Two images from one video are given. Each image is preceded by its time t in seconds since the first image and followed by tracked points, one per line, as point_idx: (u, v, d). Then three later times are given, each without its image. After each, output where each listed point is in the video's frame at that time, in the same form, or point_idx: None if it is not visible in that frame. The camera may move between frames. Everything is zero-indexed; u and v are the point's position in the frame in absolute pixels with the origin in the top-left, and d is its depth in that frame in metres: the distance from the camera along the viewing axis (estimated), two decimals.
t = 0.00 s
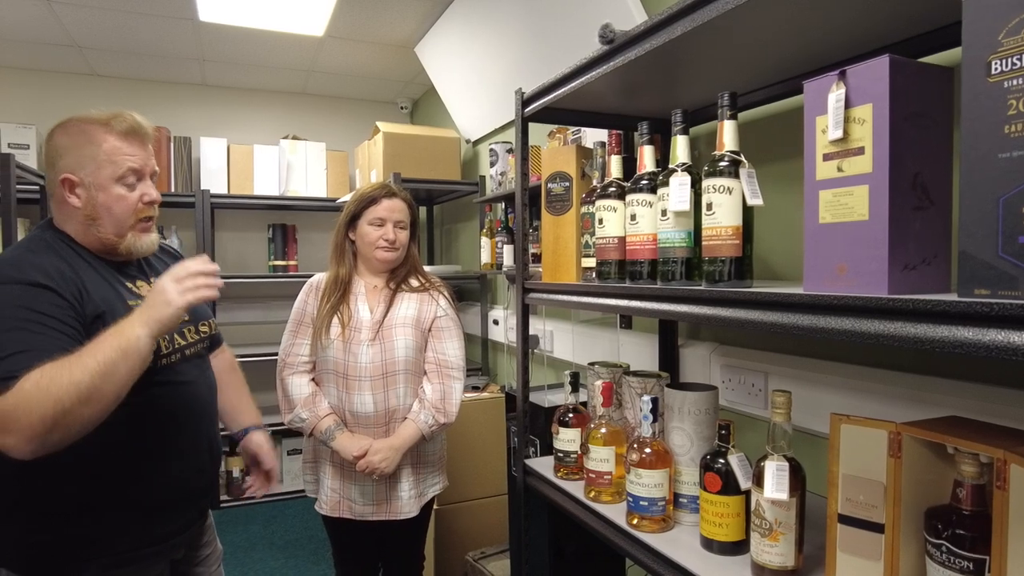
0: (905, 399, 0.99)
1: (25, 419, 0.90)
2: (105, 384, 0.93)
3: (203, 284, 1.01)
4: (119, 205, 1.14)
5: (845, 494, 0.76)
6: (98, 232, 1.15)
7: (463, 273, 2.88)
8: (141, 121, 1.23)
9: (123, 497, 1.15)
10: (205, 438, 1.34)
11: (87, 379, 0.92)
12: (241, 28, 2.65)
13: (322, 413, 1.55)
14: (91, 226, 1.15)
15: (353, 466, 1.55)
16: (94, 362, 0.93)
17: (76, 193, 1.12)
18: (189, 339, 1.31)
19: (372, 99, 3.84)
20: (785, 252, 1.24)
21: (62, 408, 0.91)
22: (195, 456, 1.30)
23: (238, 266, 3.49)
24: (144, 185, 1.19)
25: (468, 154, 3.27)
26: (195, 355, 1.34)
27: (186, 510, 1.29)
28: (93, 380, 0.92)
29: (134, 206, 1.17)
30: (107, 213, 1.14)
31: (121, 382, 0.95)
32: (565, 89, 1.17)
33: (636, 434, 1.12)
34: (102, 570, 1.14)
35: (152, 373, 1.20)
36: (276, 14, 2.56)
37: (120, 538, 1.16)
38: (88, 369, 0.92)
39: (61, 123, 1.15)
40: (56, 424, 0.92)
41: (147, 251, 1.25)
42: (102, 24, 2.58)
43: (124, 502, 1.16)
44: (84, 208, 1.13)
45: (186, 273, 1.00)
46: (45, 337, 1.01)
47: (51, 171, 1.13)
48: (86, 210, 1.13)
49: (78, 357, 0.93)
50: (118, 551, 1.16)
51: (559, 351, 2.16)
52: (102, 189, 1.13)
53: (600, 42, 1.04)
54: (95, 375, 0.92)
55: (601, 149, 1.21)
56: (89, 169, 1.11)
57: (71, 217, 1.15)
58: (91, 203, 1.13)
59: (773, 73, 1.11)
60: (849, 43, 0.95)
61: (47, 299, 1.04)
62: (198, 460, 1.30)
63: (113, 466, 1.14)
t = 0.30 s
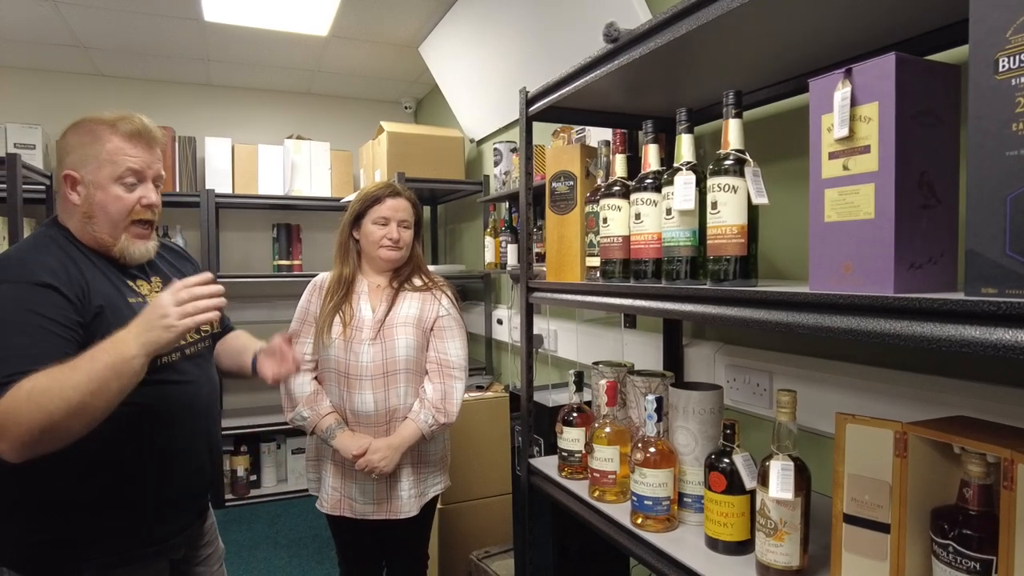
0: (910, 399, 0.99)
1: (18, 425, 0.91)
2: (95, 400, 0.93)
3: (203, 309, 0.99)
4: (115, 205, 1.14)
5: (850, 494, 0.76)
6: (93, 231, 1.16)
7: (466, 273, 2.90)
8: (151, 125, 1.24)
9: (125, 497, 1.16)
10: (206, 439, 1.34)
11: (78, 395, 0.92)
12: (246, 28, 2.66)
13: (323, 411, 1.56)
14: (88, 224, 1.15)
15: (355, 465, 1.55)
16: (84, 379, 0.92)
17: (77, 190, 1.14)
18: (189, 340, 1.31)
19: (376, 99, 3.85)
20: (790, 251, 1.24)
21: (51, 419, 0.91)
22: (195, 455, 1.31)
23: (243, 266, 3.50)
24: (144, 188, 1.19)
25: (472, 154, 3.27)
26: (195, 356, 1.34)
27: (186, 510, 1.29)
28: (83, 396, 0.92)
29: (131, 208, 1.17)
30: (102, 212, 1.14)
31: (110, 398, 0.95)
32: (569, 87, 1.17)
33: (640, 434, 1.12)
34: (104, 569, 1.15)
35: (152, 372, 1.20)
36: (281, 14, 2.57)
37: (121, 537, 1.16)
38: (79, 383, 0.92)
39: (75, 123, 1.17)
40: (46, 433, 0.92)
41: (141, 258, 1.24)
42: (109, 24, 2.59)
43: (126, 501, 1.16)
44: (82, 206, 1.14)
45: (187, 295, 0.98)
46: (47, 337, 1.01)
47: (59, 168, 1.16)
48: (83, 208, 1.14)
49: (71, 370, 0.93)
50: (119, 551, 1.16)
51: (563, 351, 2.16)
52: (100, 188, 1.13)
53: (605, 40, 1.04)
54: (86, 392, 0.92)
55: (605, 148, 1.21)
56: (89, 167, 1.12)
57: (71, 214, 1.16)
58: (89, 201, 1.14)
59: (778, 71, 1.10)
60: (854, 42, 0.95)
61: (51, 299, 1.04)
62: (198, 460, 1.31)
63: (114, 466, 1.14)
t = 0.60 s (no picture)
0: (913, 399, 0.98)
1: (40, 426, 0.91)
2: (108, 388, 0.91)
3: (186, 281, 0.90)
4: (121, 198, 1.15)
5: (853, 495, 0.76)
6: (101, 227, 1.16)
7: (469, 273, 2.91)
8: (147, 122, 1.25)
9: (127, 497, 1.16)
10: (206, 439, 1.34)
11: (90, 386, 0.90)
12: (249, 28, 2.66)
13: (327, 411, 1.56)
14: (94, 221, 1.15)
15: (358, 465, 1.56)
16: (91, 370, 0.90)
17: (80, 188, 1.14)
18: (186, 342, 1.31)
19: (379, 99, 3.85)
20: (793, 251, 1.24)
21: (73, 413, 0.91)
22: (198, 456, 1.31)
23: (247, 266, 3.51)
24: (147, 181, 1.19)
25: (475, 154, 3.27)
26: (194, 358, 1.34)
27: (187, 511, 1.30)
28: (94, 388, 0.90)
29: (136, 201, 1.17)
30: (109, 208, 1.14)
31: (123, 383, 0.93)
32: (573, 88, 1.17)
33: (642, 435, 1.12)
34: (104, 569, 1.15)
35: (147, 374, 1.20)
36: (285, 15, 2.57)
37: (121, 536, 1.17)
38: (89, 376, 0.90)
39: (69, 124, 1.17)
40: (69, 428, 0.92)
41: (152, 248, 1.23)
42: (113, 25, 2.61)
43: (127, 501, 1.17)
44: (86, 204, 1.14)
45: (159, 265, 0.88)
46: (54, 332, 1.02)
47: (57, 170, 1.15)
48: (89, 206, 1.14)
49: (75, 364, 0.90)
50: (118, 551, 1.17)
51: (566, 351, 2.16)
52: (105, 183, 1.13)
53: (608, 41, 1.04)
54: (97, 382, 0.90)
55: (608, 149, 1.21)
56: (91, 164, 1.13)
57: (76, 214, 1.16)
58: (94, 198, 1.14)
59: (781, 71, 1.10)
60: (858, 42, 0.95)
61: (54, 297, 1.05)
62: (201, 461, 1.32)
63: (115, 466, 1.15)
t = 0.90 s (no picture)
0: (916, 400, 0.98)
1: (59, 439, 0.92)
2: (136, 427, 0.93)
3: (234, 386, 0.91)
4: (125, 211, 1.16)
5: (855, 495, 0.76)
6: (102, 238, 1.17)
7: (471, 273, 2.92)
8: (150, 129, 1.25)
9: (128, 498, 1.17)
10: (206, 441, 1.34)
11: (123, 421, 0.92)
12: (251, 28, 2.67)
13: (331, 411, 1.56)
14: (96, 231, 1.16)
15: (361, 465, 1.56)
16: (128, 405, 0.92)
17: (82, 198, 1.14)
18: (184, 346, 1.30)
19: (382, 99, 3.86)
20: (795, 251, 1.24)
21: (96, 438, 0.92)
22: (199, 458, 1.31)
23: (249, 266, 3.52)
24: (150, 192, 1.20)
25: (477, 153, 3.28)
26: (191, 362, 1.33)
27: (186, 512, 1.30)
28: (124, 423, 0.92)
29: (139, 212, 1.18)
30: (112, 219, 1.15)
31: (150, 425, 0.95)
32: (575, 88, 1.17)
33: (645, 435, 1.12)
34: (104, 568, 1.16)
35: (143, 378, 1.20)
36: (287, 15, 2.58)
37: (122, 536, 1.17)
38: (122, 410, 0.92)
39: (71, 129, 1.16)
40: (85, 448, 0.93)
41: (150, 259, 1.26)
42: (116, 25, 2.61)
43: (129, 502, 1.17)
44: (90, 214, 1.14)
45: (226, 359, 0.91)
46: (59, 337, 1.03)
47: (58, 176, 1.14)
48: (91, 216, 1.15)
49: (118, 397, 0.92)
50: (118, 551, 1.17)
51: (568, 351, 2.16)
52: (109, 196, 1.14)
53: (610, 41, 1.04)
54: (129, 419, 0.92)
55: (610, 149, 1.21)
56: (95, 174, 1.13)
57: (77, 222, 1.16)
58: (97, 209, 1.14)
59: (783, 71, 1.10)
60: (860, 42, 0.95)
61: (53, 303, 1.04)
62: (201, 462, 1.32)
63: (116, 468, 1.15)
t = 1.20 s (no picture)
0: (918, 399, 0.98)
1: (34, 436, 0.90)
2: (109, 406, 0.91)
3: (209, 313, 0.95)
4: (133, 210, 1.16)
5: (856, 495, 0.76)
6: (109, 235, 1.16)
7: (473, 273, 2.92)
8: (152, 125, 1.25)
9: (132, 498, 1.17)
10: (209, 441, 1.34)
11: (95, 402, 0.90)
12: (253, 28, 2.67)
13: (333, 410, 1.57)
14: (103, 229, 1.16)
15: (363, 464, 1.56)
16: (97, 384, 0.90)
17: (89, 197, 1.13)
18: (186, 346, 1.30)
19: (384, 99, 3.86)
20: (797, 251, 1.24)
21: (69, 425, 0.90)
22: (203, 457, 1.31)
23: (252, 265, 3.53)
24: (156, 191, 1.21)
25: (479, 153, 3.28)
26: (194, 362, 1.33)
27: (190, 512, 1.31)
28: (95, 405, 0.90)
29: (146, 210, 1.19)
30: (121, 217, 1.15)
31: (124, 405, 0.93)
32: (577, 87, 1.17)
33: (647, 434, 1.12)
34: (106, 568, 1.16)
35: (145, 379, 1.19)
36: (289, 15, 2.58)
37: (125, 536, 1.18)
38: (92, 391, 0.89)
39: (74, 125, 1.15)
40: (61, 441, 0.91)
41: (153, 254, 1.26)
42: (118, 26, 2.62)
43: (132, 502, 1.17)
44: (97, 213, 1.14)
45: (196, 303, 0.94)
46: (53, 340, 1.03)
47: (61, 174, 1.13)
48: (99, 215, 1.14)
49: (85, 376, 0.90)
50: (121, 551, 1.18)
51: (570, 351, 2.16)
52: (118, 195, 1.14)
53: (611, 41, 1.04)
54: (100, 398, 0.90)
55: (612, 148, 1.21)
56: (103, 173, 1.12)
57: (82, 220, 1.15)
58: (105, 208, 1.14)
59: (784, 71, 1.10)
60: (861, 42, 0.95)
61: (48, 303, 1.05)
62: (205, 462, 1.32)
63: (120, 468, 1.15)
